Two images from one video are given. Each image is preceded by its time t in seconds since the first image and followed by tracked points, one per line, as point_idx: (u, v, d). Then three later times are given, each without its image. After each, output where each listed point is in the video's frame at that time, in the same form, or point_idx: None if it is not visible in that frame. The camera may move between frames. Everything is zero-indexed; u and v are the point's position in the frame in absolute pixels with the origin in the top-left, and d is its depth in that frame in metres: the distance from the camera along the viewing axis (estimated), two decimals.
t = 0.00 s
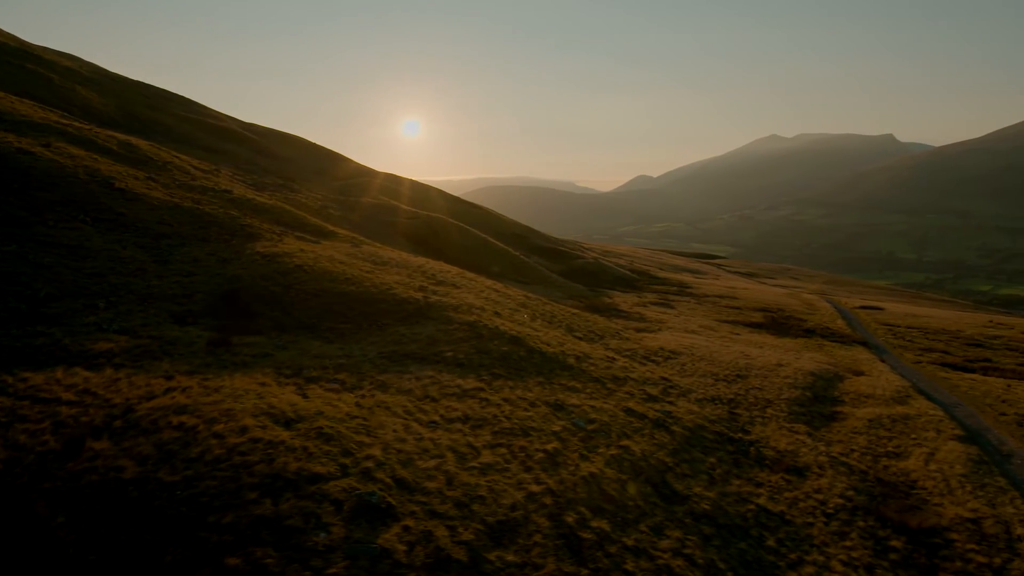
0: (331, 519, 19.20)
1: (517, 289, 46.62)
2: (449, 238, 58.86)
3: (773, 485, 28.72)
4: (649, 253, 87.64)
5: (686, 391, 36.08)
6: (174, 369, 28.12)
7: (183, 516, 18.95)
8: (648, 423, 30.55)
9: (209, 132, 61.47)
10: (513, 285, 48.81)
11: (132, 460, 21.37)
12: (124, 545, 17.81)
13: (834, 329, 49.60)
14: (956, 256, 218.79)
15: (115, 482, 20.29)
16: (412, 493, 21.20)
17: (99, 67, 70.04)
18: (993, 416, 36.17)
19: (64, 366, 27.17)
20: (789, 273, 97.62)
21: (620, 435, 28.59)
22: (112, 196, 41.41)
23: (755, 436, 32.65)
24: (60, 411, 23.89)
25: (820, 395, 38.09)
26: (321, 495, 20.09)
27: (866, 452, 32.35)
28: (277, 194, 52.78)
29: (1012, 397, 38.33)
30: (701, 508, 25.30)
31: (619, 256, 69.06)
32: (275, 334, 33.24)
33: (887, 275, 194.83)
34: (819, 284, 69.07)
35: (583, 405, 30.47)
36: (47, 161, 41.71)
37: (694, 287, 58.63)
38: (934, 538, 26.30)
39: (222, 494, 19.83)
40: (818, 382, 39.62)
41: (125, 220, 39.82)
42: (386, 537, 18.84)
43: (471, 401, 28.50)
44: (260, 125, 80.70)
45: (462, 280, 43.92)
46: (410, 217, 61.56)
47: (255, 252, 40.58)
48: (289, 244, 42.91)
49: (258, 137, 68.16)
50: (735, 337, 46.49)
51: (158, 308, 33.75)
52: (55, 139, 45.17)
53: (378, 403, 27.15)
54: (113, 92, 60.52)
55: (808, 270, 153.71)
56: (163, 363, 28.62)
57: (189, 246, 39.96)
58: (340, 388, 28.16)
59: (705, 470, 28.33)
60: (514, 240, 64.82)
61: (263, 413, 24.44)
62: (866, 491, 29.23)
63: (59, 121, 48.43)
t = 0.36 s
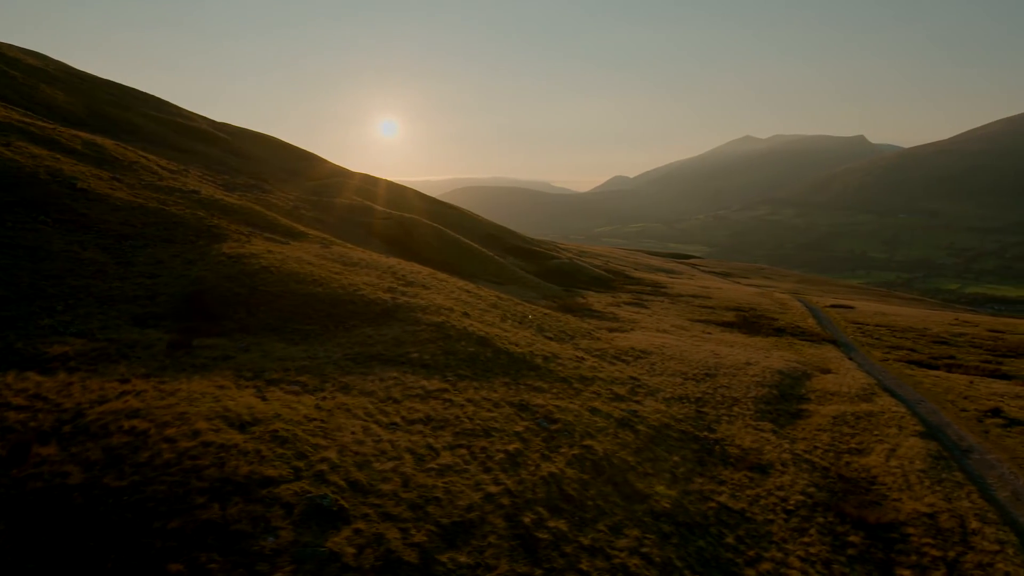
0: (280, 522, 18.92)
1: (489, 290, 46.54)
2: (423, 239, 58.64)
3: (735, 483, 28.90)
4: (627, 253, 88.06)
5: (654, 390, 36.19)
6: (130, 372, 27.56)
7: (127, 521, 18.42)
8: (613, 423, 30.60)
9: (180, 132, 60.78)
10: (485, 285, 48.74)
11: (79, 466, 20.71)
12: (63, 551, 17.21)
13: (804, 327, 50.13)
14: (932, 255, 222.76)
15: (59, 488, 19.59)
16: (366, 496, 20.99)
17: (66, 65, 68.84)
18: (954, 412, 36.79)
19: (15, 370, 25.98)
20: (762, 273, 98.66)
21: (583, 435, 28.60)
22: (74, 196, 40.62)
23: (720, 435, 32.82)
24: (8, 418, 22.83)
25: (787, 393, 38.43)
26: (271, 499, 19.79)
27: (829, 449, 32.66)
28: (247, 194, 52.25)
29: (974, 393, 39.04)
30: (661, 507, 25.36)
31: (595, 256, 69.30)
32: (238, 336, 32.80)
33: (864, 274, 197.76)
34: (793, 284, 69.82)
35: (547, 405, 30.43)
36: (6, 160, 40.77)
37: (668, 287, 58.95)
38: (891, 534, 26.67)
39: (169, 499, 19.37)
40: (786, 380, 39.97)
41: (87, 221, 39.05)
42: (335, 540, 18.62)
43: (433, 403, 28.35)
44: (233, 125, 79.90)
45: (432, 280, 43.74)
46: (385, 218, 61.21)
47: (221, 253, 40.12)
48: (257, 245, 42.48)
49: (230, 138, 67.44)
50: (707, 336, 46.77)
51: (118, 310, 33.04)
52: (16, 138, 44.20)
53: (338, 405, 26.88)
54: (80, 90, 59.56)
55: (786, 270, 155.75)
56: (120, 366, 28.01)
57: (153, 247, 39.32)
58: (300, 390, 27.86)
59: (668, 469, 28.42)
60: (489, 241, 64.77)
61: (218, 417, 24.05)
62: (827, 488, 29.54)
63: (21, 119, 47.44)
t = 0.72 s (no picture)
0: (227, 527, 18.59)
1: (461, 291, 46.40)
2: (397, 240, 58.36)
3: (698, 481, 29.03)
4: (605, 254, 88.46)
5: (622, 389, 36.30)
6: (85, 376, 26.86)
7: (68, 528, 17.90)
8: (578, 422, 30.60)
9: (149, 132, 59.99)
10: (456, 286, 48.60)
11: (23, 471, 19.99)
12: None
13: (775, 326, 50.58)
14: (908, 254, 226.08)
15: None
16: (319, 499, 20.75)
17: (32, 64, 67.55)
18: (917, 408, 37.37)
19: None
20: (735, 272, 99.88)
21: (547, 435, 28.54)
22: (34, 196, 39.72)
23: (686, 433, 32.98)
24: None
25: (754, 391, 38.73)
26: (219, 503, 19.44)
27: (793, 446, 32.95)
28: (216, 195, 51.70)
29: (937, 390, 39.72)
30: (621, 506, 25.37)
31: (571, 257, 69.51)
32: (200, 339, 32.31)
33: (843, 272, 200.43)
34: (767, 283, 70.52)
35: (512, 405, 30.35)
36: None
37: (642, 287, 59.26)
38: (850, 529, 27.00)
39: (113, 504, 18.90)
40: (754, 379, 40.26)
41: (46, 222, 38.18)
42: (283, 544, 18.36)
43: (396, 404, 28.14)
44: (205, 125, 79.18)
45: (403, 281, 43.52)
46: (359, 219, 60.80)
47: (185, 254, 39.62)
48: (223, 246, 42.00)
49: (202, 138, 66.67)
50: (678, 335, 47.06)
51: (76, 313, 32.17)
52: None
53: (297, 407, 26.57)
54: (45, 89, 58.49)
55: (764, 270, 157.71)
56: (74, 370, 27.24)
57: (115, 248, 38.62)
58: (260, 393, 27.51)
59: (631, 468, 28.48)
60: (465, 242, 64.62)
61: (171, 421, 23.62)
62: (789, 484, 29.82)
63: None
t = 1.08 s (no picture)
0: (172, 533, 18.19)
1: (432, 291, 46.16)
2: (370, 242, 58.01)
3: (662, 480, 29.11)
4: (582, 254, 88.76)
5: (590, 389, 36.36)
6: (36, 379, 25.93)
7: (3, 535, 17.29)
8: (542, 423, 30.54)
9: (117, 132, 59.01)
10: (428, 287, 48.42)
11: None
12: None
13: (747, 325, 50.97)
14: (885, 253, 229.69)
15: None
16: (270, 503, 20.44)
17: None
18: (881, 405, 37.91)
19: None
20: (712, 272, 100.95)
21: (510, 435, 28.43)
22: None
23: (652, 432, 33.08)
24: None
25: (722, 389, 38.97)
26: (165, 509, 19.02)
27: (758, 443, 33.20)
28: (184, 197, 51.01)
29: (901, 387, 40.31)
30: (582, 505, 25.34)
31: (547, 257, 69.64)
32: (160, 341, 31.74)
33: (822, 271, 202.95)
34: (741, 282, 71.22)
35: (476, 406, 30.23)
36: None
37: (617, 286, 59.51)
38: (809, 526, 27.27)
39: (53, 511, 18.34)
40: (722, 377, 40.49)
41: (3, 222, 37.20)
42: (228, 550, 18.01)
43: (357, 406, 27.87)
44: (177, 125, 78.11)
45: (372, 282, 43.22)
46: (332, 219, 60.25)
47: (148, 255, 38.97)
48: (188, 247, 41.38)
49: (172, 138, 65.71)
50: (649, 334, 47.29)
51: (32, 315, 31.18)
52: None
53: (255, 410, 26.20)
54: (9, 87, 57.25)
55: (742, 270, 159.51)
56: (25, 373, 26.24)
57: (76, 250, 37.81)
58: (218, 396, 27.07)
59: (594, 467, 28.49)
60: (440, 243, 64.38)
61: (121, 425, 23.11)
62: (752, 482, 30.03)
63: None
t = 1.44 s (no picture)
0: (113, 540, 17.75)
1: (403, 292, 45.87)
2: (343, 243, 57.57)
3: (625, 480, 29.16)
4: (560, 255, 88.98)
5: (558, 389, 36.38)
6: None
7: None
8: (507, 424, 30.46)
9: (83, 131, 58.00)
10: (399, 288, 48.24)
11: None
12: None
13: (718, 324, 51.32)
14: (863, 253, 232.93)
15: None
16: (219, 507, 20.07)
17: None
18: (846, 402, 38.38)
19: None
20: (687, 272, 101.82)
21: (473, 436, 28.28)
22: None
23: (618, 431, 33.15)
24: None
25: (690, 388, 39.17)
26: (108, 515, 18.56)
27: (723, 442, 33.42)
28: (151, 198, 50.26)
29: (866, 384, 40.86)
30: (542, 506, 25.26)
31: (523, 258, 69.66)
32: (119, 344, 31.11)
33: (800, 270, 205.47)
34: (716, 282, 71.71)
35: (440, 407, 30.05)
36: None
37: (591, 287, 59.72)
38: (770, 523, 27.49)
39: None
40: (691, 376, 40.70)
41: None
42: (172, 556, 17.63)
43: (317, 409, 27.55)
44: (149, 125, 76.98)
45: (341, 284, 42.91)
46: (304, 220, 59.69)
47: (110, 257, 38.26)
48: (152, 249, 40.74)
49: (142, 138, 64.72)
50: (621, 333, 47.47)
51: None
52: None
53: (211, 413, 25.78)
54: None
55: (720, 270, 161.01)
56: None
57: (34, 251, 36.96)
58: (174, 400, 26.58)
59: (558, 467, 28.44)
60: (415, 244, 64.12)
61: (69, 430, 22.55)
62: (716, 480, 30.20)
63: None
